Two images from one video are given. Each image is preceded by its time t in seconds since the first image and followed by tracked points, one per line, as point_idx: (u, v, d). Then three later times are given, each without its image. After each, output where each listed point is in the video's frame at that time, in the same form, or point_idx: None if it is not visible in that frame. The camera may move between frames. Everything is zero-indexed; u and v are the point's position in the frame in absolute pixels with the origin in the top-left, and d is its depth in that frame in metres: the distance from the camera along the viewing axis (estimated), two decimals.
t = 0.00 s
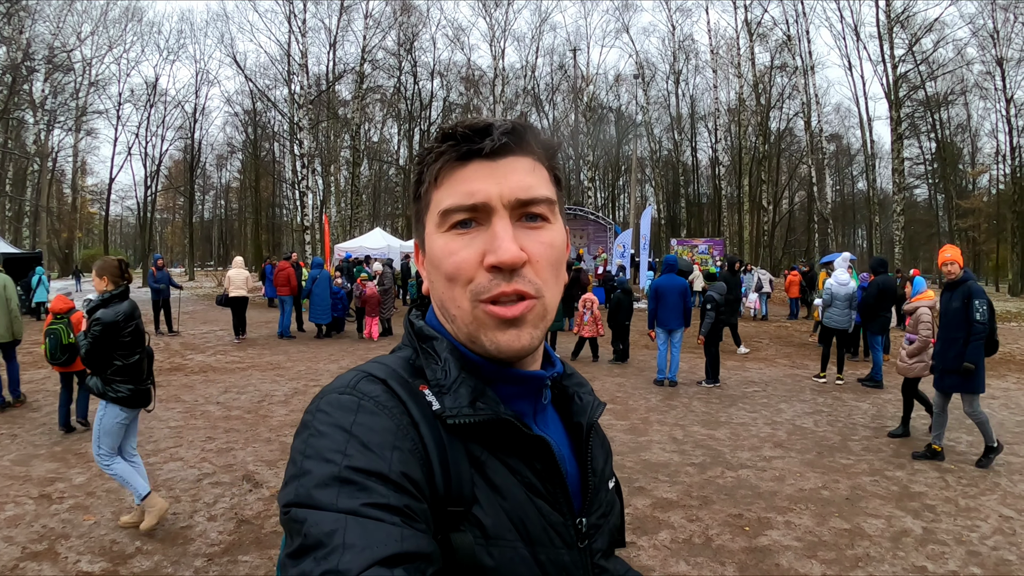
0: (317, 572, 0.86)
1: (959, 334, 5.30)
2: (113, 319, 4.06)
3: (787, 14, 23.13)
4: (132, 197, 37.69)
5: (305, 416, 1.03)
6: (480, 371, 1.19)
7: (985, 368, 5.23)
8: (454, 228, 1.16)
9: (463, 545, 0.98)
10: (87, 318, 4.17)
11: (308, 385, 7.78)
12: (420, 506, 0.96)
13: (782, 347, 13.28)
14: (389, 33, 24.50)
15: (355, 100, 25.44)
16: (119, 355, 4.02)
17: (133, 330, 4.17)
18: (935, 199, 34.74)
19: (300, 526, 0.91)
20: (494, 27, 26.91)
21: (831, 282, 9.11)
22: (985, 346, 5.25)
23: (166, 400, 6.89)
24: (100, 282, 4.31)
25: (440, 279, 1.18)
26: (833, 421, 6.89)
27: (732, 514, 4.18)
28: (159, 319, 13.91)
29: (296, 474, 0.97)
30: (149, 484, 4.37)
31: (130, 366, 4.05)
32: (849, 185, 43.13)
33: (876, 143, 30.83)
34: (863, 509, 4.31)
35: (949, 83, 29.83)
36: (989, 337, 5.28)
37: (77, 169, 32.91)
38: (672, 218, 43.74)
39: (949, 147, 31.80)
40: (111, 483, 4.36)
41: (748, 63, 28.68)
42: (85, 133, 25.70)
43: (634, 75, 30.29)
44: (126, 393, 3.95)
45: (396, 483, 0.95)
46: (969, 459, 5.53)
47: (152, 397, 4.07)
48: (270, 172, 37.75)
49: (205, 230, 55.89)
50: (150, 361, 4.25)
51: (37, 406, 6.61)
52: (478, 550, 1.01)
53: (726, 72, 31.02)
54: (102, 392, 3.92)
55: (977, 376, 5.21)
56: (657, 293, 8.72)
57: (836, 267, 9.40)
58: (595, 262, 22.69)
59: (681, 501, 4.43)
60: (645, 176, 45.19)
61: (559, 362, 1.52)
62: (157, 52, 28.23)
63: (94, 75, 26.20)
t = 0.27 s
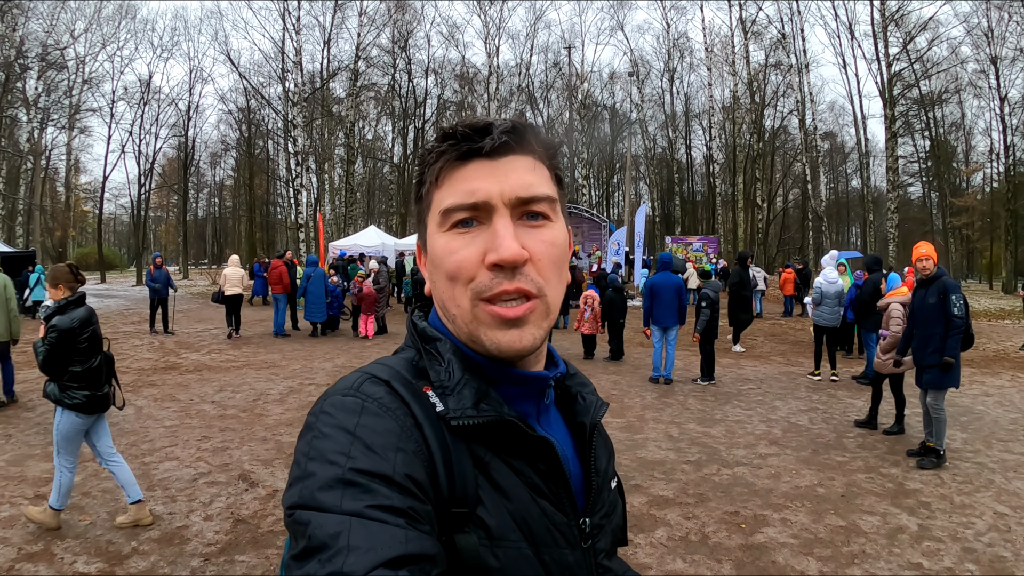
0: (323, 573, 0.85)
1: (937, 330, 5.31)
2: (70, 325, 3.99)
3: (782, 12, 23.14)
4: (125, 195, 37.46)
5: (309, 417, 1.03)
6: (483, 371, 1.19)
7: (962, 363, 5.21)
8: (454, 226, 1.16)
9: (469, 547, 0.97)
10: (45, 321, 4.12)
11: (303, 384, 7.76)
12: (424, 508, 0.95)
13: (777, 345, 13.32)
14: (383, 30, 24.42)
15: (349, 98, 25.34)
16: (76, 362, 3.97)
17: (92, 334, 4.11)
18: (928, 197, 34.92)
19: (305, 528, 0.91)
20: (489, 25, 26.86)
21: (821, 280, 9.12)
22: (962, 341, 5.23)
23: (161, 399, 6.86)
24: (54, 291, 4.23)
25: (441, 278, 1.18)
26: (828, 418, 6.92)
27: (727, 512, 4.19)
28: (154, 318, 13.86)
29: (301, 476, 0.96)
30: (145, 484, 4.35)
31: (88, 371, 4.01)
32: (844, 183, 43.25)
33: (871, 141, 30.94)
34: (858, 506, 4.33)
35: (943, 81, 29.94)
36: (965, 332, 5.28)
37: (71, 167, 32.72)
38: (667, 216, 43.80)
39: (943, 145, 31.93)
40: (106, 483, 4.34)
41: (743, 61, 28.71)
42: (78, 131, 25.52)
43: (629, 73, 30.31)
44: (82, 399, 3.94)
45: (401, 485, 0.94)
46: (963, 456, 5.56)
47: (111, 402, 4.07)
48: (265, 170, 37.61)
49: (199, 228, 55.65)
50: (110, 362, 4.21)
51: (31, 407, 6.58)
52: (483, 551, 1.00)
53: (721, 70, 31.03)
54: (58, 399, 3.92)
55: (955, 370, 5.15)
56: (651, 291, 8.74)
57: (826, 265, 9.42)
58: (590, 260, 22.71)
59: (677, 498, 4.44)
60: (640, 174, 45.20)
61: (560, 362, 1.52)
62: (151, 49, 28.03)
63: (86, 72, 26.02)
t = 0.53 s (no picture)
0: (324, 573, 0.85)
1: (910, 332, 5.35)
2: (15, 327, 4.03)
3: (775, 13, 23.21)
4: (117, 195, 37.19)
5: (310, 418, 1.02)
6: (485, 372, 1.19)
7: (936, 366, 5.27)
8: (457, 227, 1.16)
9: (471, 546, 0.97)
10: None
11: (298, 384, 7.74)
12: (425, 508, 0.95)
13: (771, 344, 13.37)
14: (377, 30, 24.36)
15: (343, 97, 25.26)
16: (21, 364, 4.02)
17: (40, 337, 4.15)
18: (921, 197, 35.14)
19: (306, 528, 0.90)
20: (483, 25, 26.84)
21: (810, 280, 9.12)
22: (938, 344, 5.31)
23: (154, 400, 6.83)
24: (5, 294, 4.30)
25: (444, 281, 1.19)
26: (822, 417, 6.95)
27: (723, 510, 4.21)
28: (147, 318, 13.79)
29: (302, 476, 0.96)
30: (139, 485, 4.33)
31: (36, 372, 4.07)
32: (837, 182, 43.45)
33: (864, 142, 31.11)
34: (853, 504, 4.35)
35: (935, 82, 30.12)
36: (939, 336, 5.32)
37: (63, 166, 32.44)
38: (661, 216, 43.91)
39: (935, 145, 32.12)
40: (99, 484, 4.31)
41: (737, 61, 28.76)
42: (68, 130, 25.33)
43: (623, 73, 30.34)
44: (30, 401, 3.99)
45: (402, 485, 0.94)
46: (957, 454, 5.60)
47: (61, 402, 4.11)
48: (258, 170, 37.44)
49: (192, 228, 55.37)
50: (62, 363, 4.27)
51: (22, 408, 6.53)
52: (484, 551, 1.00)
53: (715, 70, 31.10)
54: (7, 399, 4.01)
55: (930, 373, 5.25)
56: (646, 290, 8.75)
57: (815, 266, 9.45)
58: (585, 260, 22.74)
59: (672, 497, 4.45)
60: (634, 173, 45.25)
61: (561, 363, 1.51)
62: (143, 48, 27.80)
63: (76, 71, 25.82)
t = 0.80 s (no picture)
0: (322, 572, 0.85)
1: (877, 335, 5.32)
2: None
3: (774, 17, 23.26)
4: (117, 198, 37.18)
5: (310, 417, 1.03)
6: (485, 373, 1.19)
7: (905, 372, 5.23)
8: (465, 228, 1.16)
9: (470, 547, 0.97)
10: None
11: (298, 388, 7.73)
12: (424, 508, 0.96)
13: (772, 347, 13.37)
14: (377, 33, 24.42)
15: (343, 101, 25.28)
16: None
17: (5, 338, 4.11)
18: (920, 199, 35.16)
19: (305, 527, 0.91)
20: (483, 29, 26.90)
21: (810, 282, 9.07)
22: (907, 350, 5.27)
23: (155, 403, 6.83)
24: None
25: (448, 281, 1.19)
26: (823, 420, 6.94)
27: (724, 513, 4.21)
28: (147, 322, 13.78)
29: (301, 476, 0.96)
30: (140, 488, 4.32)
31: (0, 373, 4.05)
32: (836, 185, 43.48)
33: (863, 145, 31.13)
34: (854, 507, 4.34)
35: (934, 85, 30.17)
36: (910, 340, 5.25)
37: (63, 170, 32.47)
38: (661, 219, 43.90)
39: (935, 148, 32.15)
40: (100, 487, 4.31)
41: (736, 64, 28.79)
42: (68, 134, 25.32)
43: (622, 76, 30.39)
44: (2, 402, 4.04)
45: (401, 483, 0.94)
46: (957, 456, 5.60)
47: (30, 403, 4.16)
48: (258, 174, 37.45)
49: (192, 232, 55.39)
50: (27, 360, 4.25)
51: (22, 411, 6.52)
52: (484, 551, 1.00)
53: (714, 74, 31.15)
54: None
55: (896, 378, 5.24)
56: (646, 294, 8.77)
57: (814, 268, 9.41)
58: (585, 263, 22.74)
59: (674, 500, 4.45)
60: (634, 177, 45.28)
61: (562, 364, 1.52)
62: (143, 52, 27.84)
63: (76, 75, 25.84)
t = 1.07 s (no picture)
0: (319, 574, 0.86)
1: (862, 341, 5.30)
2: None
3: (782, 22, 23.22)
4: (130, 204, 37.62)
5: (305, 424, 1.04)
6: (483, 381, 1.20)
7: (890, 375, 5.19)
8: (584, 288, 1.09)
9: (466, 547, 0.99)
10: None
11: (308, 394, 7.77)
12: (420, 509, 0.97)
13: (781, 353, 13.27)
14: (387, 42, 24.64)
15: (353, 109, 25.50)
16: None
17: None
18: (931, 204, 34.93)
19: (301, 531, 0.92)
20: (492, 36, 27.07)
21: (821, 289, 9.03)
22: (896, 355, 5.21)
23: (166, 408, 6.89)
24: None
25: (505, 305, 1.12)
26: (833, 426, 6.88)
27: (734, 520, 4.18)
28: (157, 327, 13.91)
29: (299, 479, 0.97)
30: (150, 493, 4.35)
31: None
32: (846, 191, 43.27)
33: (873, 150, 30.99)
34: (865, 513, 4.30)
35: (944, 89, 30.02)
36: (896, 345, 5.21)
37: (76, 176, 32.89)
38: (669, 225, 43.83)
39: (945, 153, 31.94)
40: (111, 491, 4.35)
41: (744, 70, 28.79)
42: (82, 141, 25.68)
43: (630, 82, 30.48)
44: None
45: (397, 486, 0.96)
46: (970, 463, 5.53)
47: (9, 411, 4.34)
48: (268, 180, 37.78)
49: (203, 238, 55.87)
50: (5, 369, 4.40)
51: (34, 416, 6.60)
52: (481, 552, 1.01)
53: (723, 79, 31.18)
54: None
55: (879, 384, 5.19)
56: (657, 300, 8.77)
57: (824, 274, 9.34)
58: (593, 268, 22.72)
59: (683, 507, 4.42)
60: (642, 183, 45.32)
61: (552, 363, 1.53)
62: (156, 60, 28.21)
63: (90, 83, 26.22)
